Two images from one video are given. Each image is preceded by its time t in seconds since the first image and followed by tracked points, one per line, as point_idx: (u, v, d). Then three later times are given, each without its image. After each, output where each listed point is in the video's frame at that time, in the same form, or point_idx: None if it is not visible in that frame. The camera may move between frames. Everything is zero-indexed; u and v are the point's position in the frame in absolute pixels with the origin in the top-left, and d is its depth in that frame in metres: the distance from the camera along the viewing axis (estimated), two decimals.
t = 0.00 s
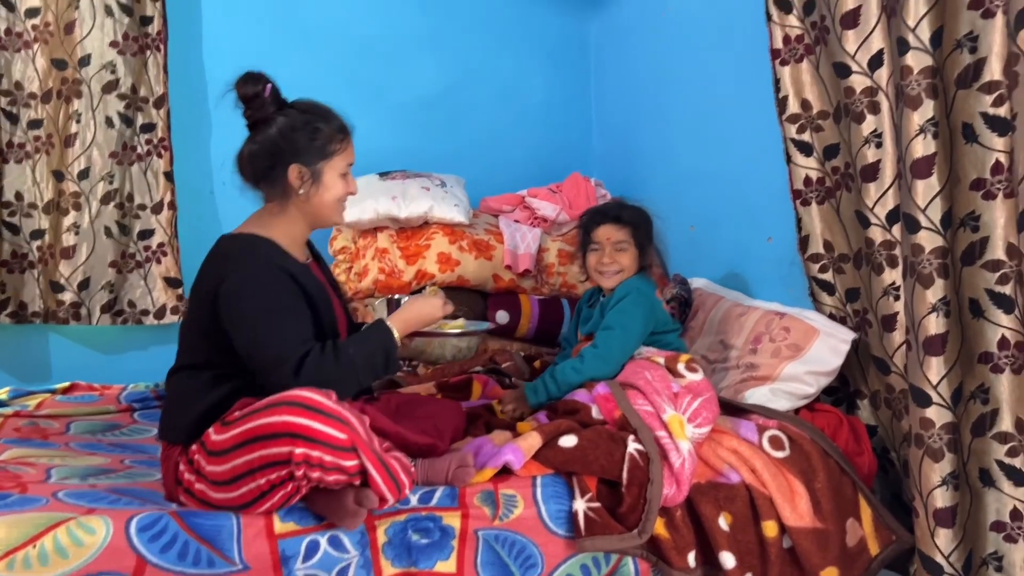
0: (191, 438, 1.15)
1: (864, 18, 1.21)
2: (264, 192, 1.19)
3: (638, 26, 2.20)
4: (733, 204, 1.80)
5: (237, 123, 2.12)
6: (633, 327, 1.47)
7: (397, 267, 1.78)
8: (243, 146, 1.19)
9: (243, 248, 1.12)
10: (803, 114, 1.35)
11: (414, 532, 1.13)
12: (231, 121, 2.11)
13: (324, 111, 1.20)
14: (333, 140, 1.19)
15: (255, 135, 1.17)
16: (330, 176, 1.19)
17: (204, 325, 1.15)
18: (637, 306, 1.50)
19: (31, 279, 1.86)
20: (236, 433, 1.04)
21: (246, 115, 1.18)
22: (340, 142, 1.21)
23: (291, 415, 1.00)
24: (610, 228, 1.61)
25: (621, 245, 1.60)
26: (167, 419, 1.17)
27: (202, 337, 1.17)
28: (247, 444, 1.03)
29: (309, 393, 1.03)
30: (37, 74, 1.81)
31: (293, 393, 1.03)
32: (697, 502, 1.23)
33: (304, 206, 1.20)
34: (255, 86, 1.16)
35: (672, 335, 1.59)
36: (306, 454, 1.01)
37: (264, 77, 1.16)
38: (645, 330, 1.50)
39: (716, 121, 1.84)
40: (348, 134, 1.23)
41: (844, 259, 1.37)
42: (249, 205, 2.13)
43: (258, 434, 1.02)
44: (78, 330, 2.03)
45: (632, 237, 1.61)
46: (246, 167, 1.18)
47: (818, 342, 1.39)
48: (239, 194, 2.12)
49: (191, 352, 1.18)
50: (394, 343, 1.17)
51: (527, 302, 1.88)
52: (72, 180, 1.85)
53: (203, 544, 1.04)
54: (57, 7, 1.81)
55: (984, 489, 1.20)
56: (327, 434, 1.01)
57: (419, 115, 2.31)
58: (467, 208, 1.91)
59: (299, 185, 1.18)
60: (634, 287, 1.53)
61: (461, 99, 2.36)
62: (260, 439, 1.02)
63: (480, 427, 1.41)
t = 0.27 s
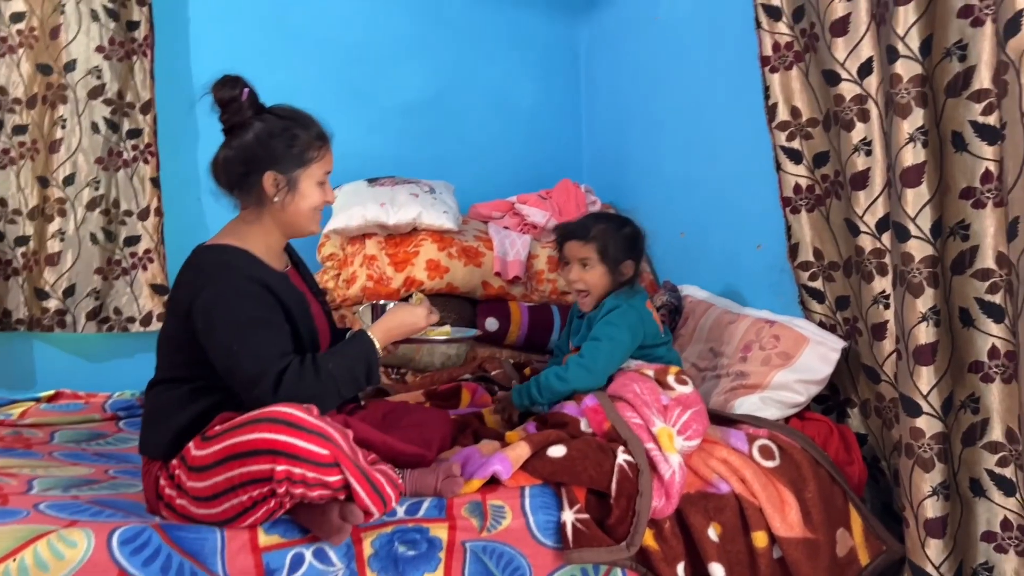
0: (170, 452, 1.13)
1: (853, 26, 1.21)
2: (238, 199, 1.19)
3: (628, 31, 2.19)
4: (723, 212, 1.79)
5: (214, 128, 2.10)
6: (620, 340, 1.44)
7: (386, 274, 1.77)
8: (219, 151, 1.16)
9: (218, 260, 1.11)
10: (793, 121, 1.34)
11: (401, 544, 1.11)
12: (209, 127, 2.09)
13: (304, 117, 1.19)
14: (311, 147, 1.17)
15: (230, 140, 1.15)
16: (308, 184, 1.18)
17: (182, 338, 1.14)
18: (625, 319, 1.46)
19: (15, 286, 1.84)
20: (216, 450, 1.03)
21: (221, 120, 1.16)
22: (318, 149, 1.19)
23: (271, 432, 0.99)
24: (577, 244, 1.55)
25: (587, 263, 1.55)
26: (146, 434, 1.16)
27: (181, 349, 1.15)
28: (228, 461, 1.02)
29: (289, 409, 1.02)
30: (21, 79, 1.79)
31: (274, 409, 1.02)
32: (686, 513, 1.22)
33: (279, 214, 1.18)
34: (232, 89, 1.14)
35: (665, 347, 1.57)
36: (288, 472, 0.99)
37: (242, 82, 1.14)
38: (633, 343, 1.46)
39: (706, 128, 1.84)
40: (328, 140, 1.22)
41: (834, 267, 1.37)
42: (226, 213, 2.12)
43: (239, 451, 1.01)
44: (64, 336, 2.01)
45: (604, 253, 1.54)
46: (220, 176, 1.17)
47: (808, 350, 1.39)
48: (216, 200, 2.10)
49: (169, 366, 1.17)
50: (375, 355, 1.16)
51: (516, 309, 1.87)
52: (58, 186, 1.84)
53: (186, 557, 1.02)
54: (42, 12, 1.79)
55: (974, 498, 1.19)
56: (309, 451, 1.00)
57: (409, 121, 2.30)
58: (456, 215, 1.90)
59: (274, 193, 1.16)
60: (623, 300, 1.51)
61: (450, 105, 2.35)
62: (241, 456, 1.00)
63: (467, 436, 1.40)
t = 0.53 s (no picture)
0: (152, 459, 1.11)
1: (845, 30, 1.20)
2: (220, 200, 1.16)
3: (618, 34, 2.18)
4: (713, 216, 1.78)
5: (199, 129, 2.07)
6: (607, 354, 1.43)
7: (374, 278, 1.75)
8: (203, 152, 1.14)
9: (200, 264, 1.09)
10: (784, 125, 1.33)
11: (388, 554, 1.09)
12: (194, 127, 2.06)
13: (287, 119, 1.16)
14: (296, 150, 1.15)
15: (215, 142, 1.13)
16: (292, 187, 1.15)
17: (165, 344, 1.12)
18: (611, 334, 1.45)
19: None
20: (197, 458, 1.00)
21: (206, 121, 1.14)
22: (304, 152, 1.16)
23: (252, 440, 0.97)
24: (556, 262, 1.52)
25: (569, 280, 1.52)
26: (128, 442, 1.14)
27: (164, 356, 1.13)
28: (209, 470, 0.99)
29: (270, 417, 1.00)
30: (5, 81, 1.78)
31: (253, 416, 1.00)
32: (677, 521, 1.21)
33: (261, 217, 1.16)
34: (218, 91, 1.12)
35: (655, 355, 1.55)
36: (269, 481, 0.97)
37: (228, 83, 1.12)
38: (620, 357, 1.45)
39: (696, 131, 1.83)
40: (314, 144, 1.19)
41: (824, 272, 1.36)
42: (209, 216, 2.09)
43: (219, 460, 0.98)
44: (48, 341, 1.99)
45: (585, 270, 1.51)
46: (202, 177, 1.15)
47: (800, 356, 1.38)
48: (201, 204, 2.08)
49: (152, 372, 1.15)
50: (362, 361, 1.15)
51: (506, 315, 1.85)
52: (41, 189, 1.82)
53: (168, 568, 1.00)
54: (26, 13, 1.77)
55: (967, 506, 1.18)
56: (290, 460, 0.98)
57: (399, 124, 2.28)
58: (445, 219, 1.89)
59: (258, 195, 1.14)
60: (608, 314, 1.49)
61: (439, 109, 2.33)
62: (221, 465, 0.98)
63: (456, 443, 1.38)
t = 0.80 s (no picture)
0: (139, 463, 1.06)
1: (837, 32, 1.19)
2: (218, 201, 1.14)
3: (609, 36, 2.18)
4: (705, 219, 1.77)
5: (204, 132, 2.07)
6: (595, 358, 1.42)
7: (364, 281, 1.74)
8: (206, 155, 1.13)
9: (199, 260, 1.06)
10: (776, 129, 1.33)
11: (377, 561, 1.08)
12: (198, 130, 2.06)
13: (295, 127, 1.15)
14: (300, 158, 1.14)
15: (218, 145, 1.12)
16: (293, 195, 1.14)
17: (156, 343, 1.08)
18: (597, 339, 1.45)
19: None
20: (183, 462, 0.98)
21: (212, 123, 1.13)
22: (307, 161, 1.15)
23: (239, 445, 0.95)
24: (538, 263, 1.52)
25: (551, 283, 1.52)
26: (114, 446, 1.09)
27: (152, 355, 1.09)
28: (195, 474, 0.97)
29: (258, 421, 0.98)
30: None
31: (241, 420, 0.98)
32: (668, 527, 1.20)
33: (259, 221, 1.14)
34: (227, 94, 1.11)
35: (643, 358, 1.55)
36: (256, 486, 0.96)
37: (237, 86, 1.12)
38: (608, 362, 1.45)
39: (688, 134, 1.82)
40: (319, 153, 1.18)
41: (815, 276, 1.35)
42: (207, 219, 2.09)
43: (206, 464, 0.96)
44: (34, 344, 1.96)
45: (567, 272, 1.51)
46: (204, 179, 1.13)
47: (791, 361, 1.38)
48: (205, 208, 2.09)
49: (140, 374, 1.10)
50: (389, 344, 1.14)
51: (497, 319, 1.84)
52: (28, 191, 1.80)
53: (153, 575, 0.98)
54: (13, 13, 1.76)
55: (959, 511, 1.18)
56: (278, 465, 0.96)
57: (391, 125, 2.27)
58: (436, 221, 1.89)
59: (258, 200, 1.12)
60: (595, 318, 1.49)
61: (431, 110, 2.32)
62: (208, 469, 0.96)
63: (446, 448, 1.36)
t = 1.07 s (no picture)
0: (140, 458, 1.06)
1: (826, 34, 1.19)
2: (230, 204, 1.14)
3: (599, 36, 2.18)
4: (695, 219, 1.77)
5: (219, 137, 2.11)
6: (584, 357, 1.42)
7: (353, 281, 1.73)
8: (219, 159, 1.13)
9: (229, 251, 1.08)
10: (765, 130, 1.33)
11: (364, 564, 1.07)
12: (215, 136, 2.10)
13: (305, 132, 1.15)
14: (311, 163, 1.14)
15: (231, 148, 1.11)
16: (304, 199, 1.14)
17: (174, 333, 1.08)
18: (586, 339, 1.44)
19: None
20: (176, 448, 0.98)
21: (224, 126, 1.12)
22: (319, 165, 1.15)
23: (232, 430, 0.95)
24: (524, 262, 1.51)
25: (535, 280, 1.51)
26: (118, 438, 1.08)
27: (164, 345, 1.08)
28: (187, 461, 0.97)
29: (254, 410, 0.98)
30: None
31: (237, 408, 0.98)
32: (656, 528, 1.20)
33: (272, 225, 1.14)
34: (240, 98, 1.10)
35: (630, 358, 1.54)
36: (246, 474, 0.94)
37: (251, 91, 1.11)
38: (596, 361, 1.44)
39: (677, 134, 1.82)
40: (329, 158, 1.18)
41: (803, 277, 1.35)
42: (217, 219, 2.11)
43: (199, 450, 0.96)
44: (19, 343, 1.94)
45: (552, 270, 1.50)
46: (216, 182, 1.13)
47: (779, 362, 1.38)
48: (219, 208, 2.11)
49: (148, 366, 1.09)
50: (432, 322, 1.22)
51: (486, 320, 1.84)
52: (13, 189, 1.78)
53: None
54: None
55: (947, 513, 1.18)
56: (269, 453, 0.95)
57: (381, 124, 2.26)
58: (425, 221, 1.89)
59: (271, 203, 1.12)
60: (583, 318, 1.49)
61: (421, 109, 2.32)
62: (199, 455, 0.96)
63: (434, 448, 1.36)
